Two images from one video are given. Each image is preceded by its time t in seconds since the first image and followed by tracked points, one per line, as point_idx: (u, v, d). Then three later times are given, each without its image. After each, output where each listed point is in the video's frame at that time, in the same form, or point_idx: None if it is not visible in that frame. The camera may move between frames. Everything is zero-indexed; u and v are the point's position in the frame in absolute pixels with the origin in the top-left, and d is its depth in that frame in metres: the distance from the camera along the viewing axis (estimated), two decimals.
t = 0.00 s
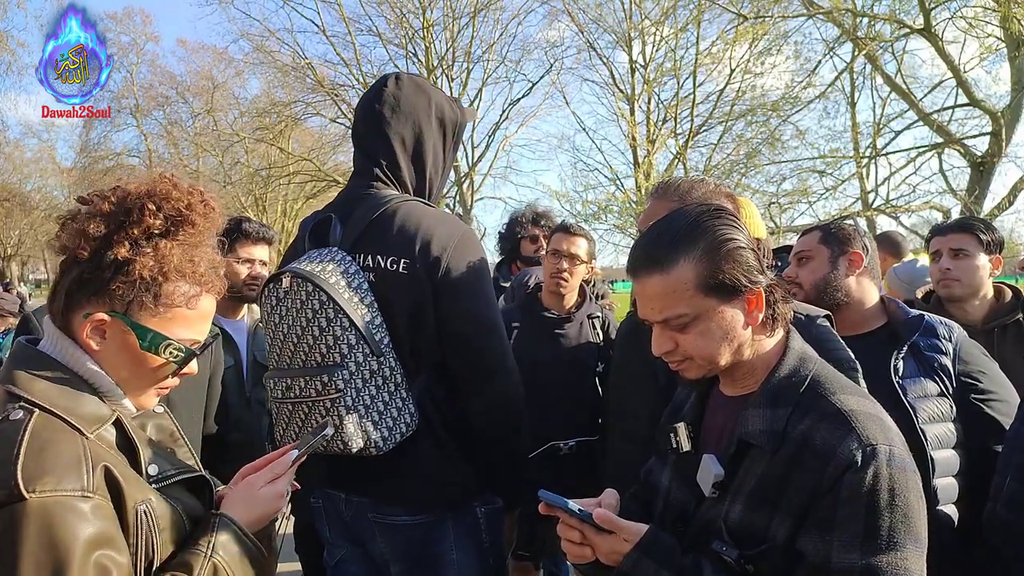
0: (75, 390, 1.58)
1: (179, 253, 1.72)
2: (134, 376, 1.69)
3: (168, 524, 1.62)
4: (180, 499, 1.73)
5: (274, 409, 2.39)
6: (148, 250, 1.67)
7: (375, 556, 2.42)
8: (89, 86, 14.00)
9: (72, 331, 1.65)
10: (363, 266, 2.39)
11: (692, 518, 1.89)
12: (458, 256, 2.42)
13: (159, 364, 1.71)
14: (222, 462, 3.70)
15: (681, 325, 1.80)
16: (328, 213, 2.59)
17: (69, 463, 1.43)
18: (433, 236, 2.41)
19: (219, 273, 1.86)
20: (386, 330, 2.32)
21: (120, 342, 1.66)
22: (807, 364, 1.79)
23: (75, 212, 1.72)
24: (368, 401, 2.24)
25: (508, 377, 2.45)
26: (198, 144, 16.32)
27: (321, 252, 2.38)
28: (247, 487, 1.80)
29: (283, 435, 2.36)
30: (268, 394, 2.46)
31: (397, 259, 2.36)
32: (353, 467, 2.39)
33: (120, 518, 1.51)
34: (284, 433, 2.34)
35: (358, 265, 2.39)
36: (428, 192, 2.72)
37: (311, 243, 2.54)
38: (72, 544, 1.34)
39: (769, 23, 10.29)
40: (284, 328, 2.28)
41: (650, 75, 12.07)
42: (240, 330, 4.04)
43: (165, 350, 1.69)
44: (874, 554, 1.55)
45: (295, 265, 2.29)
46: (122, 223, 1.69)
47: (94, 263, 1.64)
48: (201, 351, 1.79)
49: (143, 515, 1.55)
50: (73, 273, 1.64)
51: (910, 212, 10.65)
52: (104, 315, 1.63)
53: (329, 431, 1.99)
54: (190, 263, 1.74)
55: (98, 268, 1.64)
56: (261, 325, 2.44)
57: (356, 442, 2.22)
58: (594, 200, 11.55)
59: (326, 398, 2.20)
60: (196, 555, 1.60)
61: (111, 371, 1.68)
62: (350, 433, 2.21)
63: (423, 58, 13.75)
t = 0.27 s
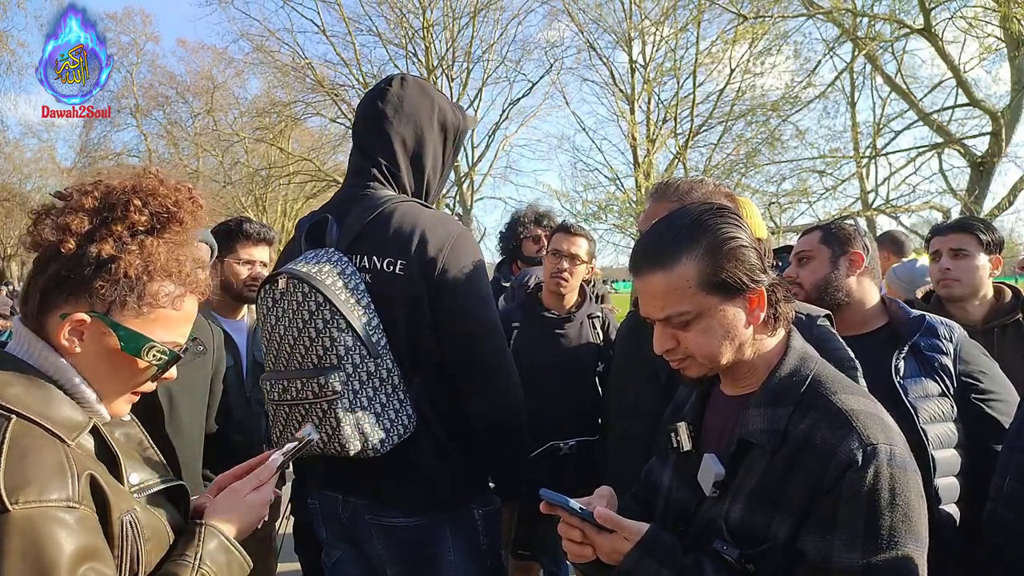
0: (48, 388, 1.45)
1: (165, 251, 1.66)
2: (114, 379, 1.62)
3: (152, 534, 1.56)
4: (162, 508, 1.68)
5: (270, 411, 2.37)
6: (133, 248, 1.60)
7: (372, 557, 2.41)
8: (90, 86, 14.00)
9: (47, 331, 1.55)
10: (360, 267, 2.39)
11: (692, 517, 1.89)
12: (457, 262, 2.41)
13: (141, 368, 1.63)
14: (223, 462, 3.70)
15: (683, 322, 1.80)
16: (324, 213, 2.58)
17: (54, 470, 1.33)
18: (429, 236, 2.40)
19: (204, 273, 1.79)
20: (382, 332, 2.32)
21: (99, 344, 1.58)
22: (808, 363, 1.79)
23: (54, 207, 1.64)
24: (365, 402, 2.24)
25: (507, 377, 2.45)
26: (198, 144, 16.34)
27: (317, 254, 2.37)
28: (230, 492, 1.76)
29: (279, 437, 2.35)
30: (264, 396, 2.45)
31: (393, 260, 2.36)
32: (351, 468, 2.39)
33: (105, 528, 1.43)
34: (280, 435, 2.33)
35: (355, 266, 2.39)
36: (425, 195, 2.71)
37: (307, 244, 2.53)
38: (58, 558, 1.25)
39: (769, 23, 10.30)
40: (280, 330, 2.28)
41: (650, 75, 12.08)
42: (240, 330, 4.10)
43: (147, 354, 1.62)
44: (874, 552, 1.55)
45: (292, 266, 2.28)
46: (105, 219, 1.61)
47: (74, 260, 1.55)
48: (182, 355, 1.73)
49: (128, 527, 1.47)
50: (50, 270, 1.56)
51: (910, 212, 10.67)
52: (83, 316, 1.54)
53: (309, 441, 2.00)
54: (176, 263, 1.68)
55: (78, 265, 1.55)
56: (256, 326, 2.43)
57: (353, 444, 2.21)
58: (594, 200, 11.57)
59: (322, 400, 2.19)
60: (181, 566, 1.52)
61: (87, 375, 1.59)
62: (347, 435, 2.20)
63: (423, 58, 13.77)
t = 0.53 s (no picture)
0: (26, 389, 1.43)
1: (152, 251, 1.65)
2: (99, 381, 1.61)
3: (142, 541, 1.56)
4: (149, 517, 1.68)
5: (266, 415, 2.36)
6: (119, 247, 1.59)
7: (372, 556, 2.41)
8: (89, 86, 14.00)
9: (25, 333, 1.53)
10: (352, 268, 2.38)
11: (693, 516, 1.89)
12: (450, 264, 2.39)
13: (127, 370, 1.63)
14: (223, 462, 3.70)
15: (686, 321, 1.81)
16: (316, 215, 2.58)
17: (45, 479, 1.33)
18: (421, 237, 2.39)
19: (190, 274, 1.78)
20: (376, 334, 2.30)
21: (82, 344, 1.56)
22: (810, 362, 1.80)
23: (35, 203, 1.61)
24: (360, 405, 2.23)
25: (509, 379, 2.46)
26: (198, 145, 16.34)
27: (308, 256, 2.35)
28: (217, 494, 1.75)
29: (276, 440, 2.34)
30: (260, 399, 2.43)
31: (385, 262, 2.35)
32: (352, 468, 2.39)
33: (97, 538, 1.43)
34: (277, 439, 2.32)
35: (347, 267, 2.38)
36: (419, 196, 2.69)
37: (299, 246, 2.52)
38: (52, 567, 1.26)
39: (769, 23, 10.30)
40: (273, 333, 2.27)
41: (650, 75, 12.09)
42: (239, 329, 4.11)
43: (134, 356, 1.62)
44: (875, 550, 1.57)
45: (283, 269, 2.27)
46: (90, 216, 1.60)
47: (58, 259, 1.54)
48: (168, 356, 1.73)
49: (120, 535, 1.47)
50: (31, 270, 1.53)
51: (910, 212, 10.68)
52: (67, 317, 1.53)
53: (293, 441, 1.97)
54: (163, 263, 1.67)
55: (61, 265, 1.53)
56: (250, 329, 2.42)
57: (349, 447, 2.20)
58: (594, 200, 11.57)
59: (317, 403, 2.17)
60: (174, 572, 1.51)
61: (69, 379, 1.57)
62: (343, 439, 2.19)
63: (423, 58, 13.77)
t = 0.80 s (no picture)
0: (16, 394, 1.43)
1: (137, 247, 1.65)
2: (87, 381, 1.61)
3: (137, 542, 1.56)
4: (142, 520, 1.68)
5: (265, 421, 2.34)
6: (104, 244, 1.58)
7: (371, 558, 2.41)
8: (89, 86, 14.00)
9: (10, 336, 1.52)
10: (346, 271, 2.37)
11: (694, 515, 1.89)
12: (448, 269, 2.38)
13: (116, 369, 1.63)
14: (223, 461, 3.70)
15: (688, 321, 1.80)
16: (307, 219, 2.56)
17: (40, 479, 1.33)
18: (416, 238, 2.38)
19: (175, 270, 1.79)
20: (375, 337, 2.30)
21: (68, 344, 1.56)
22: (812, 362, 1.80)
23: (14, 202, 1.59)
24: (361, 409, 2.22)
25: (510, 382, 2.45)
26: (198, 145, 16.35)
27: (302, 260, 2.33)
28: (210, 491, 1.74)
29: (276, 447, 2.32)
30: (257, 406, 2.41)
31: (380, 264, 2.33)
32: (353, 468, 2.39)
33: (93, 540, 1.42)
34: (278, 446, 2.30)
35: (341, 269, 2.37)
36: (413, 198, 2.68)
37: (291, 249, 2.51)
38: (51, 569, 1.25)
39: (769, 23, 10.30)
40: (269, 339, 2.25)
41: (650, 75, 12.09)
42: (237, 329, 4.10)
43: (123, 355, 1.62)
44: (876, 550, 1.57)
45: (277, 275, 2.25)
46: (71, 213, 1.59)
47: (40, 259, 1.52)
48: (154, 352, 1.72)
49: (116, 538, 1.46)
50: (10, 272, 1.51)
51: (910, 212, 10.68)
52: (52, 318, 1.52)
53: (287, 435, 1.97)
54: (149, 259, 1.67)
55: (43, 264, 1.52)
56: (244, 335, 2.40)
57: (352, 451, 2.20)
58: (594, 200, 11.57)
59: (318, 408, 2.16)
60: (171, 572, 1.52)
61: (55, 382, 1.57)
62: (346, 442, 2.19)
63: (423, 58, 13.78)
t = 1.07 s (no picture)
0: (8, 397, 1.43)
1: (126, 244, 1.65)
2: (79, 380, 1.60)
3: (128, 547, 1.55)
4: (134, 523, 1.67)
5: (252, 415, 2.34)
6: (93, 242, 1.59)
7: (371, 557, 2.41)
8: (89, 86, 14.00)
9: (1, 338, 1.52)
10: (338, 266, 2.37)
11: (695, 515, 1.89)
12: (444, 280, 2.35)
13: (108, 369, 1.63)
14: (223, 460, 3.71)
15: (689, 321, 1.81)
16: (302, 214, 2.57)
17: (28, 481, 1.33)
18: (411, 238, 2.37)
19: (165, 268, 1.78)
20: (364, 332, 2.30)
21: (58, 344, 1.55)
22: (813, 363, 1.80)
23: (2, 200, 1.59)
24: (347, 403, 2.22)
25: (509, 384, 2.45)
26: (198, 145, 16.36)
27: (295, 254, 2.34)
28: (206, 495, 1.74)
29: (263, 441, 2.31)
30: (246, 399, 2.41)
31: (372, 258, 2.33)
32: (353, 469, 2.39)
33: (83, 544, 1.42)
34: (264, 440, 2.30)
35: (333, 264, 2.37)
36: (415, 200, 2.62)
37: (286, 246, 2.51)
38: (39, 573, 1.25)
39: (769, 23, 10.30)
40: (258, 332, 2.25)
41: (650, 75, 12.09)
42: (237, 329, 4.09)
43: (114, 354, 1.61)
44: (878, 550, 1.57)
45: (269, 268, 2.25)
46: (59, 212, 1.59)
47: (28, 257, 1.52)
48: (147, 351, 1.72)
49: (107, 541, 1.46)
50: None
51: (910, 212, 10.68)
52: (41, 318, 1.52)
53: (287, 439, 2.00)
54: (139, 257, 1.67)
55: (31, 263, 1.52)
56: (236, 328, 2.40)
57: (337, 446, 2.19)
58: (594, 200, 11.57)
59: (304, 402, 2.16)
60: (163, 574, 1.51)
61: (48, 383, 1.56)
62: (331, 437, 2.18)
63: (423, 58, 13.78)
